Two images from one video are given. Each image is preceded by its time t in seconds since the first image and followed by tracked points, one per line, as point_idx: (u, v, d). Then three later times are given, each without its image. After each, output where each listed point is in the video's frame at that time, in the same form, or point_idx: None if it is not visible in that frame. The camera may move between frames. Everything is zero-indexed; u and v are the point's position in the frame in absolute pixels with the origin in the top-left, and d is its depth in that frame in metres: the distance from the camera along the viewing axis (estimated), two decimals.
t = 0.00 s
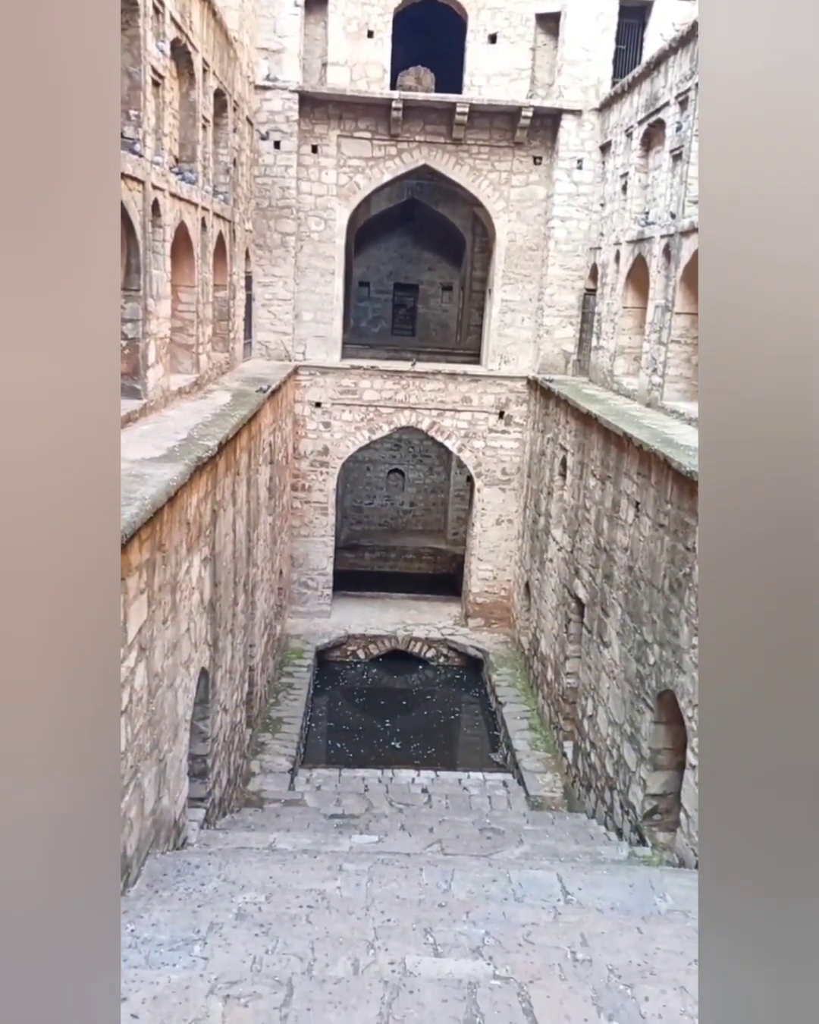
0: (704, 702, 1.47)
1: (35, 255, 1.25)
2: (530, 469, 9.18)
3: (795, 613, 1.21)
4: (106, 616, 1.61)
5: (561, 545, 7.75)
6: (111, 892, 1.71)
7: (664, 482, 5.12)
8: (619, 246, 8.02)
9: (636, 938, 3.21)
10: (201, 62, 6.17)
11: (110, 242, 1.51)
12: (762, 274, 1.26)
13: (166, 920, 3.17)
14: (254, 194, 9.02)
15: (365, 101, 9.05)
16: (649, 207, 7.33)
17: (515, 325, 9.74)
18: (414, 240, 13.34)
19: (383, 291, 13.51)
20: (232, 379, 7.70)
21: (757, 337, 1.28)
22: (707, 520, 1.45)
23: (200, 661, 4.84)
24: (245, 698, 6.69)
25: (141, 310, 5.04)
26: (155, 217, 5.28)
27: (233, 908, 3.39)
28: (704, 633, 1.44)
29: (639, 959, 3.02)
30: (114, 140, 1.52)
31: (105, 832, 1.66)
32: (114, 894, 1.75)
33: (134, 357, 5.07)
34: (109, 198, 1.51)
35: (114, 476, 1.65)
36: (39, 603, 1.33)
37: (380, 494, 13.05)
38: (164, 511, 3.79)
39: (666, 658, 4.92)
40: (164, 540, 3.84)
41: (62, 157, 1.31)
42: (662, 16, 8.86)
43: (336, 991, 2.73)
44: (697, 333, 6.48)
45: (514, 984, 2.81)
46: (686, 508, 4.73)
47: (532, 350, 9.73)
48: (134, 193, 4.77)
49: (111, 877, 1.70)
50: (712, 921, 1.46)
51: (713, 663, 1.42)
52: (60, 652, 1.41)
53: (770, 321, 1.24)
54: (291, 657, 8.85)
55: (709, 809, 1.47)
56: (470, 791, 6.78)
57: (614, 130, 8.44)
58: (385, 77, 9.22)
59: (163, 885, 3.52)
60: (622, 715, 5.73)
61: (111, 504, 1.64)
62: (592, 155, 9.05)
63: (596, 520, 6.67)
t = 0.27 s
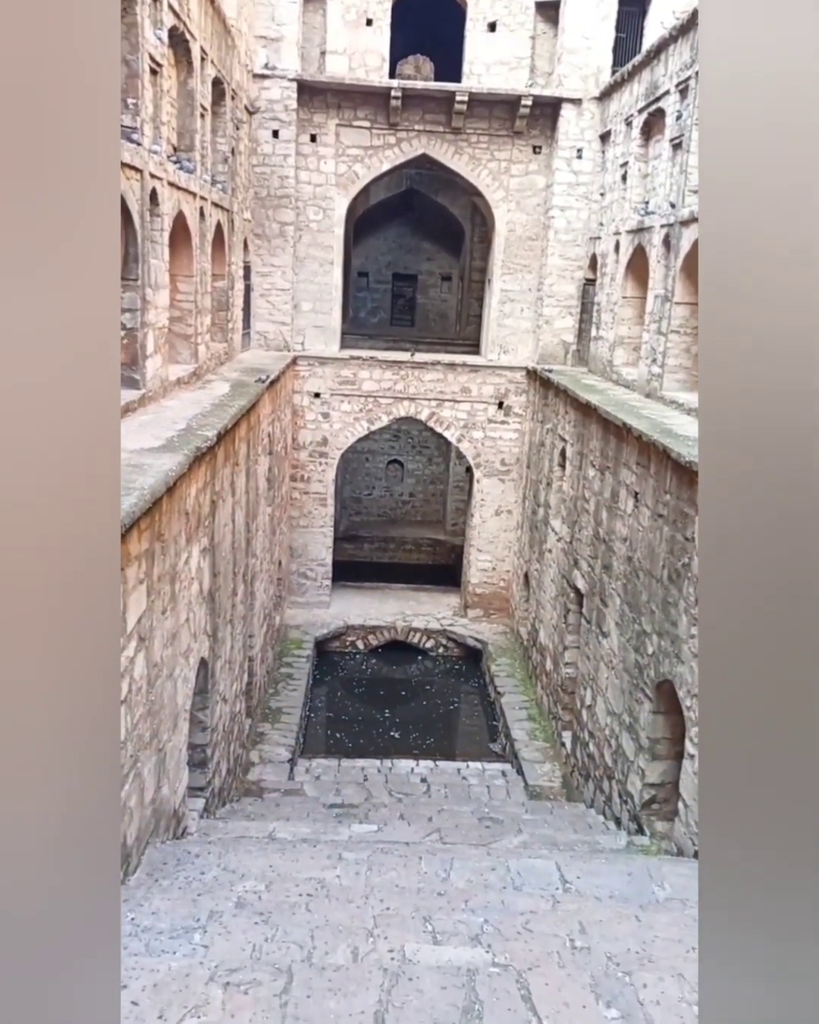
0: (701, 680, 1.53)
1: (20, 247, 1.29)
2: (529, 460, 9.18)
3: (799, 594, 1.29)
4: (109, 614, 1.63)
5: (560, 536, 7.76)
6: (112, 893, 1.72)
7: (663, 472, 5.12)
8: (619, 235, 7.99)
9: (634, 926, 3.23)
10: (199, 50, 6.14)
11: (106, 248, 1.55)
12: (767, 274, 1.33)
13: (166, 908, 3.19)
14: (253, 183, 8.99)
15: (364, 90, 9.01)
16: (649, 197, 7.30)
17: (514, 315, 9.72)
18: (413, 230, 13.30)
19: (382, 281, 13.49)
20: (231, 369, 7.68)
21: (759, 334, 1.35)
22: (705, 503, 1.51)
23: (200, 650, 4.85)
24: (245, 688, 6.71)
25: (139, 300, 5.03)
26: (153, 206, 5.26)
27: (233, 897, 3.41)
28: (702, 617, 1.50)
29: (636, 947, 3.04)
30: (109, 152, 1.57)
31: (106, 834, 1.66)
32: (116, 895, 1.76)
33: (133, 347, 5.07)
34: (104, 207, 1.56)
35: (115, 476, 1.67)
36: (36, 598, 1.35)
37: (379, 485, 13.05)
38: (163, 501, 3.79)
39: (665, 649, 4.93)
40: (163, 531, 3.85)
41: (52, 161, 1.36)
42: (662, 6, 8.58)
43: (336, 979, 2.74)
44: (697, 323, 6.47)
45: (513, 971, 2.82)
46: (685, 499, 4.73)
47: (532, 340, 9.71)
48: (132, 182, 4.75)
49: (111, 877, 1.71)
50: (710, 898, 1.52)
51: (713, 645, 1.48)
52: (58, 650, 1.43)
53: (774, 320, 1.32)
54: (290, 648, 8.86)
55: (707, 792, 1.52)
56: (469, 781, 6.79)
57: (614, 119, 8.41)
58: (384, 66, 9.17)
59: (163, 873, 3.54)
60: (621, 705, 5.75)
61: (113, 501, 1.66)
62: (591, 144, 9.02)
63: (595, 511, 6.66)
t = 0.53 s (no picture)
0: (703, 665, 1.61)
1: (25, 235, 1.29)
2: (530, 450, 9.17)
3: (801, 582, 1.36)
4: (108, 615, 1.63)
5: (560, 527, 7.76)
6: (112, 890, 1.73)
7: (664, 463, 5.12)
8: (620, 225, 7.96)
9: (633, 915, 3.24)
10: (198, 38, 6.11)
11: (106, 239, 1.55)
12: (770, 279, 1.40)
13: (166, 898, 3.20)
14: (252, 173, 8.95)
15: (364, 78, 8.97)
16: (650, 187, 7.28)
17: (514, 305, 9.68)
18: (413, 220, 13.26)
19: (382, 271, 13.45)
20: (230, 360, 7.66)
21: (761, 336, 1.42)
22: (705, 490, 1.60)
23: (200, 641, 4.85)
24: (245, 678, 6.72)
25: (138, 290, 5.01)
26: (152, 196, 5.24)
27: (234, 885, 3.42)
28: (704, 599, 1.57)
29: (636, 935, 3.05)
30: (108, 147, 1.56)
31: (106, 832, 1.67)
32: (115, 893, 1.76)
33: (132, 337, 5.05)
34: (104, 196, 1.55)
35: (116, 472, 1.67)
36: (37, 598, 1.35)
37: (379, 476, 13.04)
38: (163, 492, 3.78)
39: (665, 639, 4.93)
40: (162, 521, 3.84)
41: (52, 158, 1.35)
42: None
43: (336, 967, 2.75)
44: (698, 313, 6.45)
45: (513, 959, 2.83)
46: (685, 489, 4.73)
47: (532, 330, 9.68)
48: (131, 170, 4.73)
49: (111, 875, 1.72)
50: (712, 873, 1.60)
51: (716, 625, 1.56)
52: (58, 651, 1.42)
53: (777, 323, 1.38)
54: (290, 639, 8.87)
55: (708, 767, 1.60)
56: (469, 771, 6.81)
57: (615, 108, 8.37)
58: (384, 54, 9.12)
59: (164, 863, 3.55)
60: (621, 695, 5.76)
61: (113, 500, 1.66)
62: (592, 133, 8.98)
63: (595, 501, 6.66)
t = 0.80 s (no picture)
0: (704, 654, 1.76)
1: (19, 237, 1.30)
2: (532, 440, 9.17)
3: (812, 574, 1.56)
4: (108, 612, 1.64)
5: (562, 517, 7.76)
6: (113, 887, 1.75)
7: (666, 453, 5.11)
8: (622, 214, 7.93)
9: (634, 902, 3.25)
10: (199, 26, 6.09)
11: (105, 236, 1.56)
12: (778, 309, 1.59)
13: (169, 884, 3.22)
14: (253, 162, 8.92)
15: (366, 66, 8.93)
16: (653, 175, 7.25)
17: (517, 295, 9.65)
18: (415, 210, 13.22)
19: (383, 261, 13.43)
20: (232, 349, 7.65)
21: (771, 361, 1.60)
22: (706, 487, 1.76)
23: (202, 630, 4.86)
24: (247, 667, 6.73)
25: (140, 279, 5.01)
26: (153, 185, 5.23)
27: (236, 872, 3.44)
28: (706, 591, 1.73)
29: (636, 923, 3.06)
30: (105, 145, 1.56)
31: (105, 831, 1.69)
32: (116, 890, 1.78)
33: (134, 326, 5.05)
34: (103, 193, 1.55)
35: (116, 466, 1.67)
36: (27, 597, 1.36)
37: (381, 466, 13.04)
38: (165, 481, 3.79)
39: (666, 629, 4.94)
40: (165, 511, 3.85)
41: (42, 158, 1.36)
42: None
43: (338, 953, 2.76)
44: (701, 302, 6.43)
45: (514, 946, 2.85)
46: (687, 478, 4.73)
47: (534, 320, 9.65)
48: (131, 158, 4.72)
49: (112, 874, 1.73)
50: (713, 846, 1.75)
51: (717, 615, 1.72)
52: (54, 649, 1.44)
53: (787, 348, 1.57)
54: (292, 629, 8.89)
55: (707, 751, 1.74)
56: (470, 760, 6.83)
57: (617, 96, 8.34)
58: (386, 42, 9.07)
59: (167, 850, 3.57)
60: (622, 684, 5.77)
61: (113, 492, 1.66)
62: (595, 121, 8.95)
63: (597, 491, 6.65)
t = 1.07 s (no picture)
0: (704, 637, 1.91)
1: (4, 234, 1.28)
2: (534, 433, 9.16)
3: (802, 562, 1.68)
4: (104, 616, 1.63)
5: (565, 509, 7.75)
6: (111, 890, 1.75)
7: (669, 445, 5.10)
8: (626, 206, 7.90)
9: (636, 894, 3.26)
10: (200, 16, 6.06)
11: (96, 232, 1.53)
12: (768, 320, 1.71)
13: (173, 875, 3.23)
14: (256, 153, 8.90)
15: (368, 57, 8.89)
16: (656, 167, 7.22)
17: (520, 287, 9.61)
18: (418, 202, 13.19)
19: (386, 253, 13.40)
20: (234, 341, 7.64)
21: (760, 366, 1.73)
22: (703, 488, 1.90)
23: (205, 622, 4.87)
24: (250, 659, 6.74)
25: (142, 270, 4.99)
26: (155, 176, 5.22)
27: (240, 863, 3.45)
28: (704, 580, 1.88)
29: (639, 914, 3.07)
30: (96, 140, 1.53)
31: (106, 829, 1.70)
32: (115, 893, 1.78)
33: (136, 318, 5.04)
34: (94, 188, 1.52)
35: (116, 460, 1.68)
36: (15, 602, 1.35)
37: (384, 459, 13.03)
38: (167, 474, 3.79)
39: (669, 621, 4.94)
40: (167, 504, 3.85)
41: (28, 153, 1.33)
42: None
43: (340, 943, 2.77)
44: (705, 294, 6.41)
45: (516, 936, 2.85)
46: (690, 470, 4.73)
47: (537, 312, 9.60)
48: (133, 149, 4.71)
49: (112, 871, 1.75)
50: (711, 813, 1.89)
51: (714, 602, 1.86)
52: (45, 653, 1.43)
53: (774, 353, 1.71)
54: (295, 621, 8.90)
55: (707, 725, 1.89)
56: (473, 753, 6.84)
57: (621, 87, 8.30)
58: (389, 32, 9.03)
59: (170, 841, 3.58)
60: (624, 676, 5.78)
61: (113, 486, 1.67)
62: (599, 112, 8.91)
63: (600, 484, 6.65)
